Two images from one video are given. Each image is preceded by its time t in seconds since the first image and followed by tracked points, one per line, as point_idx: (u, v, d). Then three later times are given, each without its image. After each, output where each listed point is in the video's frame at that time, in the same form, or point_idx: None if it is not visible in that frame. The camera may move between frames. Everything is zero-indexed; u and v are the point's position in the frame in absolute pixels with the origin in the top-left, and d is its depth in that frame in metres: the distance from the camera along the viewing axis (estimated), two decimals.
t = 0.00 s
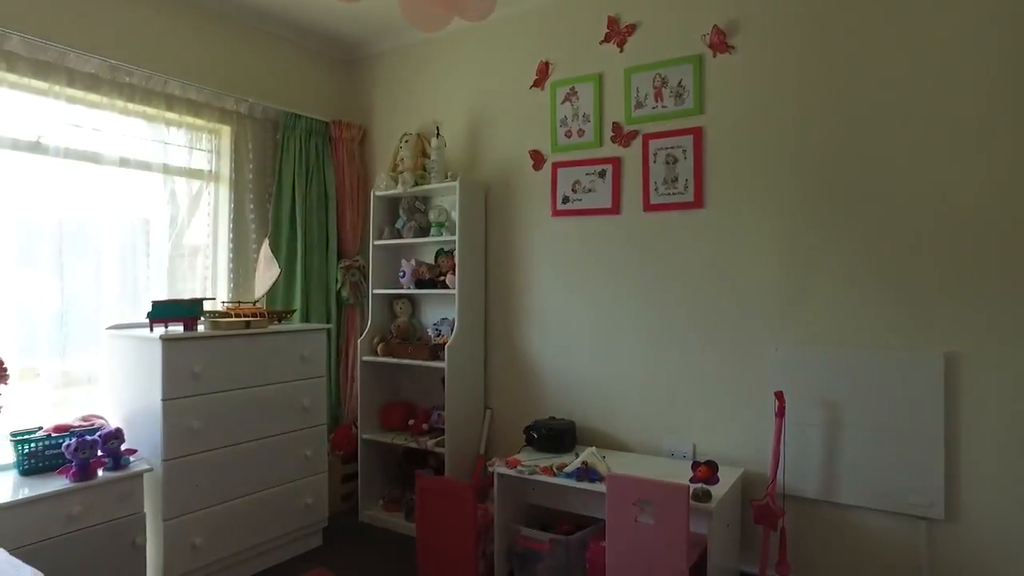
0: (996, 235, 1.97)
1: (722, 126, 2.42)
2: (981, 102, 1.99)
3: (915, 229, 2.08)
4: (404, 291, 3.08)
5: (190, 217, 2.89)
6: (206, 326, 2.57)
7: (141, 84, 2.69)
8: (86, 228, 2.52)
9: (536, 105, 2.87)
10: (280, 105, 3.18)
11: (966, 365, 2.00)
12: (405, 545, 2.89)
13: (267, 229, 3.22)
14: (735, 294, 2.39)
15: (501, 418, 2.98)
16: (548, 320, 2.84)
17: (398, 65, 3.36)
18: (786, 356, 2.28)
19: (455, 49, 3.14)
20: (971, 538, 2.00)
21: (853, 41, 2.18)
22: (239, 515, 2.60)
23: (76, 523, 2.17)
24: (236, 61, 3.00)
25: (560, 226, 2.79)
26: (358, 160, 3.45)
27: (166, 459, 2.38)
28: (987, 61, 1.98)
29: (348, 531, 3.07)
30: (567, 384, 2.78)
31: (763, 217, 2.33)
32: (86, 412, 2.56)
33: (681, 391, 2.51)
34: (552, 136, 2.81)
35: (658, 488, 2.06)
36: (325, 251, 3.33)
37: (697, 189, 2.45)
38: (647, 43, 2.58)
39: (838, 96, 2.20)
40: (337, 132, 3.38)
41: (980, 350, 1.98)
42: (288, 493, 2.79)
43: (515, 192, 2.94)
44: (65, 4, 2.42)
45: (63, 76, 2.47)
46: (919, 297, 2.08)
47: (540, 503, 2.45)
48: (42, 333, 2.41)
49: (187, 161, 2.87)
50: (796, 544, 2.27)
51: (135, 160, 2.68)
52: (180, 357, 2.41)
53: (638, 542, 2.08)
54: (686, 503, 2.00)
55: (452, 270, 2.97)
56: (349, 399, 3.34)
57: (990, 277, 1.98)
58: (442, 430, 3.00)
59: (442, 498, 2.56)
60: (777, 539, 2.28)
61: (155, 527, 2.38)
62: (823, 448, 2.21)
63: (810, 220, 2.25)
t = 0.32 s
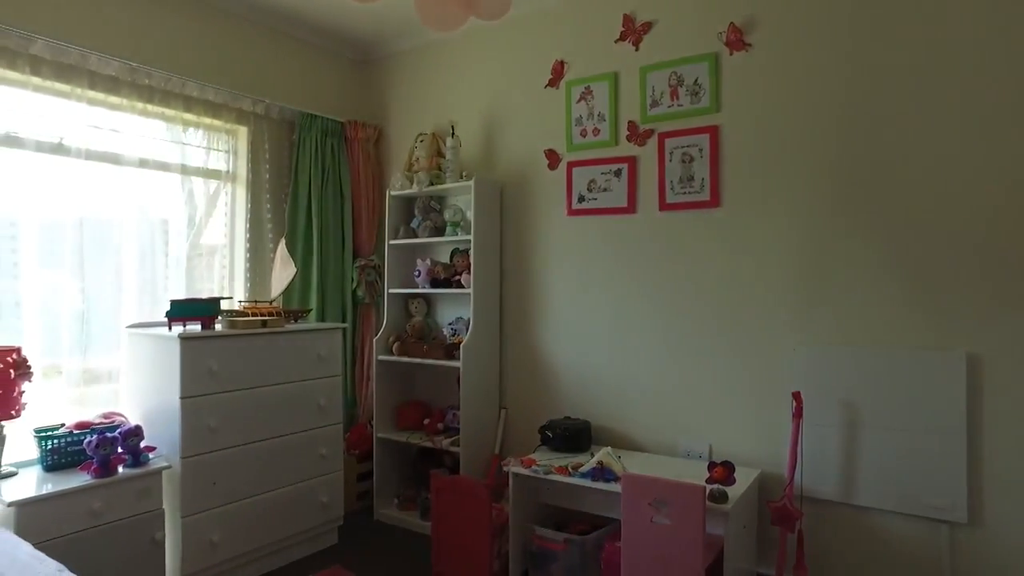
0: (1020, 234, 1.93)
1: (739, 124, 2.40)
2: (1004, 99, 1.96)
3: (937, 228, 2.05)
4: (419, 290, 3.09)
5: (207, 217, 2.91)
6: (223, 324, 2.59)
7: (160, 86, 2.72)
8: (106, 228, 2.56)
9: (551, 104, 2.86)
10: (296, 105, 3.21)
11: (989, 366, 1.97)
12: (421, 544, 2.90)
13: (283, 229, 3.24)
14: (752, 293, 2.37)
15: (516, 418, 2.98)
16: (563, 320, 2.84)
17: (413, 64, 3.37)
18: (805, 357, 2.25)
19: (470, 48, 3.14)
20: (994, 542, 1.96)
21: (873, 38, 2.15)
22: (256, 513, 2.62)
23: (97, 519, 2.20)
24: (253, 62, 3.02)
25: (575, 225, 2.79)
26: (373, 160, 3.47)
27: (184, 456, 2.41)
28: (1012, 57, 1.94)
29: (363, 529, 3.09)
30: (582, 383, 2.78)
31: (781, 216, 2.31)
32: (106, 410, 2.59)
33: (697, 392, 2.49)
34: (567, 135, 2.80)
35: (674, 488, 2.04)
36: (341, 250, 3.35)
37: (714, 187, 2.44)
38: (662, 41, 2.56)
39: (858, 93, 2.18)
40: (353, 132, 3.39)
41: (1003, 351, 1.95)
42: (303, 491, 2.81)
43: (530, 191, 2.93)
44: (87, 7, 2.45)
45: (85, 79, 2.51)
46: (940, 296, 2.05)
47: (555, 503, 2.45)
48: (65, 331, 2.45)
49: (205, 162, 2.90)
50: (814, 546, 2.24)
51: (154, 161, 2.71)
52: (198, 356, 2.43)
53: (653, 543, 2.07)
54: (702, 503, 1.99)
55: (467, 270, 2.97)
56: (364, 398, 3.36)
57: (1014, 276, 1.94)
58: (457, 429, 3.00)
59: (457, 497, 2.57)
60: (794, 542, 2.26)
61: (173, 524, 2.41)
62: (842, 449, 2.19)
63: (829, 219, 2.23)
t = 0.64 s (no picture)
0: None
1: (756, 122, 2.37)
2: None
3: (958, 227, 2.02)
4: (434, 289, 3.09)
5: (225, 217, 2.94)
6: (240, 323, 2.61)
7: (179, 87, 2.75)
8: (125, 228, 2.59)
9: (566, 103, 2.85)
10: (312, 105, 3.22)
11: (1012, 367, 1.94)
12: (436, 542, 2.91)
13: (299, 229, 3.27)
14: (769, 293, 2.35)
15: (531, 417, 2.98)
16: (578, 319, 2.83)
17: (428, 63, 3.38)
18: (823, 357, 2.23)
19: (485, 47, 3.15)
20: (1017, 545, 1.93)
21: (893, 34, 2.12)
22: (272, 511, 2.64)
23: (118, 514, 2.23)
24: (270, 63, 3.04)
25: (590, 224, 2.78)
26: (388, 160, 3.48)
27: (202, 454, 2.43)
28: None
29: (379, 527, 3.10)
30: (597, 383, 2.77)
31: (799, 214, 2.29)
32: (126, 407, 2.63)
33: (713, 392, 2.47)
34: (582, 134, 2.79)
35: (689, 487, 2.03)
36: (357, 250, 3.37)
37: (730, 186, 2.42)
38: (679, 39, 2.54)
39: (877, 90, 2.15)
40: (368, 132, 3.41)
41: None
42: (319, 488, 2.82)
43: (545, 190, 2.93)
44: (107, 10, 2.48)
45: (105, 81, 2.54)
46: (962, 296, 2.02)
47: (570, 502, 2.44)
48: (86, 329, 2.48)
49: (222, 162, 2.92)
50: (832, 548, 2.22)
51: (173, 161, 2.73)
52: (215, 355, 2.45)
53: (669, 543, 2.06)
54: (719, 503, 1.97)
55: (482, 269, 2.97)
56: (380, 397, 3.37)
57: None
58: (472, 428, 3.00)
59: (471, 496, 2.58)
60: (812, 543, 2.24)
61: (192, 520, 2.43)
62: (861, 451, 2.16)
63: (848, 218, 2.20)
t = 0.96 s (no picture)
0: None
1: (774, 119, 2.35)
2: None
3: (982, 225, 1.98)
4: (450, 288, 3.09)
5: (242, 217, 2.96)
6: (258, 322, 2.62)
7: (197, 88, 2.78)
8: (145, 228, 2.62)
9: (582, 102, 2.84)
10: (329, 105, 3.24)
11: None
12: (452, 541, 2.92)
13: (316, 229, 3.29)
14: (788, 292, 2.33)
15: (547, 417, 2.98)
16: (594, 318, 2.82)
17: (443, 63, 3.38)
18: (843, 357, 2.21)
19: (500, 46, 3.14)
20: None
21: (914, 29, 2.09)
22: (290, 508, 2.66)
23: (138, 510, 2.25)
24: (287, 64, 3.07)
25: (606, 223, 2.77)
26: (404, 160, 3.50)
27: (220, 451, 2.45)
28: None
29: (395, 525, 3.11)
30: (613, 383, 2.76)
31: (818, 212, 2.26)
32: (147, 405, 2.66)
33: (731, 392, 2.45)
34: (598, 133, 2.78)
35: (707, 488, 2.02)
36: (373, 249, 3.39)
37: (747, 184, 2.40)
38: (695, 36, 2.52)
39: (898, 86, 2.12)
40: (384, 132, 3.43)
41: None
42: (335, 486, 2.84)
43: (561, 189, 2.92)
44: (128, 13, 2.51)
45: (126, 83, 2.57)
46: (985, 296, 1.98)
47: (586, 502, 2.43)
48: (107, 328, 2.51)
49: (240, 162, 2.95)
50: (852, 550, 2.20)
51: (191, 161, 2.76)
52: (233, 353, 2.47)
53: (687, 543, 2.05)
54: (736, 504, 1.96)
55: (498, 268, 2.97)
56: (396, 396, 3.39)
57: None
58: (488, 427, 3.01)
59: (487, 495, 2.58)
60: (832, 545, 2.21)
61: (211, 517, 2.46)
62: (881, 452, 2.14)
63: (868, 216, 2.17)
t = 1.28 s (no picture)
0: None
1: (792, 118, 2.33)
2: None
3: (1005, 223, 1.95)
4: (466, 288, 3.10)
5: (260, 217, 2.98)
6: (275, 321, 2.64)
7: (216, 89, 2.80)
8: (163, 228, 2.64)
9: (598, 101, 2.84)
10: (345, 105, 3.26)
11: None
12: (467, 540, 2.92)
13: (333, 229, 3.30)
14: (805, 291, 2.31)
15: (562, 416, 2.98)
16: (610, 318, 2.81)
17: (459, 63, 3.39)
18: (863, 357, 2.18)
19: (516, 46, 3.14)
20: None
21: (935, 25, 2.06)
22: (307, 506, 2.68)
23: (158, 506, 2.28)
24: (304, 65, 3.09)
25: (622, 223, 2.76)
26: (420, 160, 3.51)
27: (238, 449, 2.48)
28: None
29: (411, 524, 3.12)
30: (629, 383, 2.75)
31: (837, 211, 2.24)
32: (166, 403, 2.69)
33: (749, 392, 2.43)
34: (614, 132, 2.77)
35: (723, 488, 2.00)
36: (389, 249, 3.40)
37: (765, 182, 2.38)
38: (712, 34, 2.51)
39: (919, 83, 2.09)
40: (400, 132, 3.44)
41: None
42: (351, 485, 2.85)
43: (576, 189, 2.92)
44: (148, 16, 2.54)
45: (147, 85, 2.60)
46: (1009, 295, 1.95)
47: (602, 502, 2.42)
48: (127, 327, 2.54)
49: (257, 162, 2.97)
50: (872, 553, 2.17)
51: (210, 162, 2.78)
52: (251, 352, 2.49)
53: (703, 544, 2.03)
54: (754, 505, 1.94)
55: (514, 267, 2.97)
56: (412, 395, 3.40)
57: None
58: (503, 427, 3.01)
59: (502, 494, 2.58)
60: (851, 549, 2.19)
61: (229, 514, 2.48)
62: (902, 454, 2.11)
63: (888, 215, 2.14)
